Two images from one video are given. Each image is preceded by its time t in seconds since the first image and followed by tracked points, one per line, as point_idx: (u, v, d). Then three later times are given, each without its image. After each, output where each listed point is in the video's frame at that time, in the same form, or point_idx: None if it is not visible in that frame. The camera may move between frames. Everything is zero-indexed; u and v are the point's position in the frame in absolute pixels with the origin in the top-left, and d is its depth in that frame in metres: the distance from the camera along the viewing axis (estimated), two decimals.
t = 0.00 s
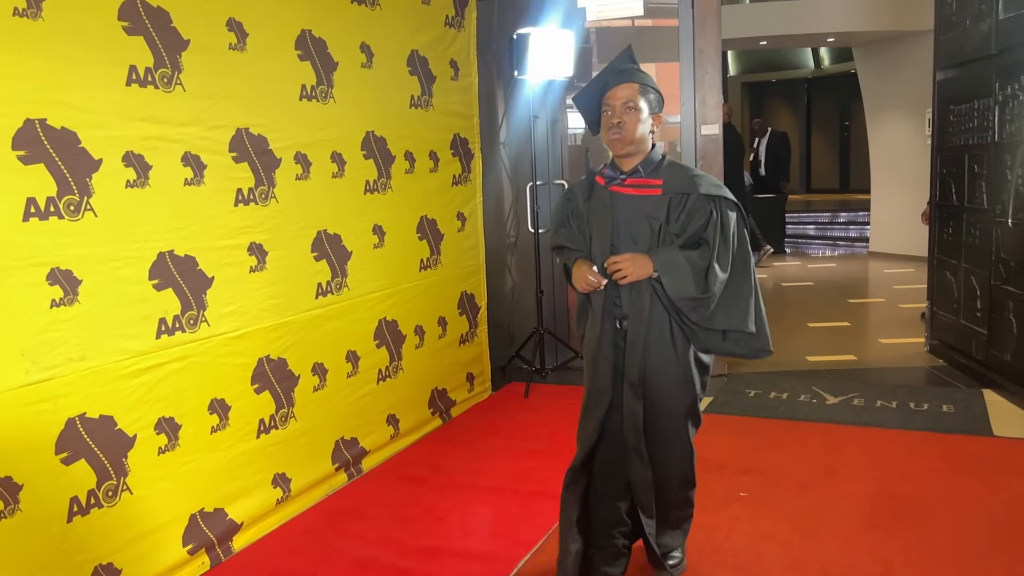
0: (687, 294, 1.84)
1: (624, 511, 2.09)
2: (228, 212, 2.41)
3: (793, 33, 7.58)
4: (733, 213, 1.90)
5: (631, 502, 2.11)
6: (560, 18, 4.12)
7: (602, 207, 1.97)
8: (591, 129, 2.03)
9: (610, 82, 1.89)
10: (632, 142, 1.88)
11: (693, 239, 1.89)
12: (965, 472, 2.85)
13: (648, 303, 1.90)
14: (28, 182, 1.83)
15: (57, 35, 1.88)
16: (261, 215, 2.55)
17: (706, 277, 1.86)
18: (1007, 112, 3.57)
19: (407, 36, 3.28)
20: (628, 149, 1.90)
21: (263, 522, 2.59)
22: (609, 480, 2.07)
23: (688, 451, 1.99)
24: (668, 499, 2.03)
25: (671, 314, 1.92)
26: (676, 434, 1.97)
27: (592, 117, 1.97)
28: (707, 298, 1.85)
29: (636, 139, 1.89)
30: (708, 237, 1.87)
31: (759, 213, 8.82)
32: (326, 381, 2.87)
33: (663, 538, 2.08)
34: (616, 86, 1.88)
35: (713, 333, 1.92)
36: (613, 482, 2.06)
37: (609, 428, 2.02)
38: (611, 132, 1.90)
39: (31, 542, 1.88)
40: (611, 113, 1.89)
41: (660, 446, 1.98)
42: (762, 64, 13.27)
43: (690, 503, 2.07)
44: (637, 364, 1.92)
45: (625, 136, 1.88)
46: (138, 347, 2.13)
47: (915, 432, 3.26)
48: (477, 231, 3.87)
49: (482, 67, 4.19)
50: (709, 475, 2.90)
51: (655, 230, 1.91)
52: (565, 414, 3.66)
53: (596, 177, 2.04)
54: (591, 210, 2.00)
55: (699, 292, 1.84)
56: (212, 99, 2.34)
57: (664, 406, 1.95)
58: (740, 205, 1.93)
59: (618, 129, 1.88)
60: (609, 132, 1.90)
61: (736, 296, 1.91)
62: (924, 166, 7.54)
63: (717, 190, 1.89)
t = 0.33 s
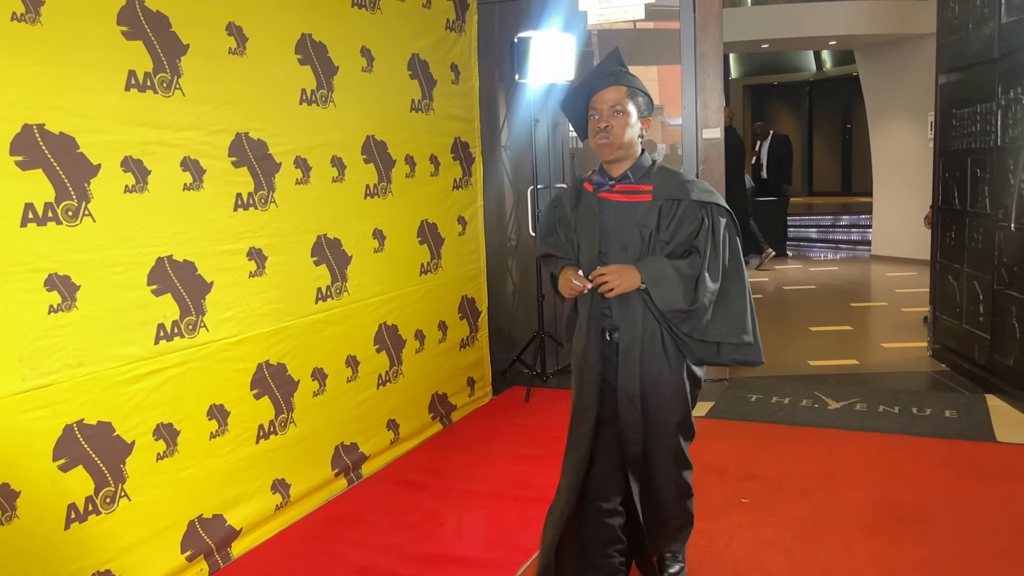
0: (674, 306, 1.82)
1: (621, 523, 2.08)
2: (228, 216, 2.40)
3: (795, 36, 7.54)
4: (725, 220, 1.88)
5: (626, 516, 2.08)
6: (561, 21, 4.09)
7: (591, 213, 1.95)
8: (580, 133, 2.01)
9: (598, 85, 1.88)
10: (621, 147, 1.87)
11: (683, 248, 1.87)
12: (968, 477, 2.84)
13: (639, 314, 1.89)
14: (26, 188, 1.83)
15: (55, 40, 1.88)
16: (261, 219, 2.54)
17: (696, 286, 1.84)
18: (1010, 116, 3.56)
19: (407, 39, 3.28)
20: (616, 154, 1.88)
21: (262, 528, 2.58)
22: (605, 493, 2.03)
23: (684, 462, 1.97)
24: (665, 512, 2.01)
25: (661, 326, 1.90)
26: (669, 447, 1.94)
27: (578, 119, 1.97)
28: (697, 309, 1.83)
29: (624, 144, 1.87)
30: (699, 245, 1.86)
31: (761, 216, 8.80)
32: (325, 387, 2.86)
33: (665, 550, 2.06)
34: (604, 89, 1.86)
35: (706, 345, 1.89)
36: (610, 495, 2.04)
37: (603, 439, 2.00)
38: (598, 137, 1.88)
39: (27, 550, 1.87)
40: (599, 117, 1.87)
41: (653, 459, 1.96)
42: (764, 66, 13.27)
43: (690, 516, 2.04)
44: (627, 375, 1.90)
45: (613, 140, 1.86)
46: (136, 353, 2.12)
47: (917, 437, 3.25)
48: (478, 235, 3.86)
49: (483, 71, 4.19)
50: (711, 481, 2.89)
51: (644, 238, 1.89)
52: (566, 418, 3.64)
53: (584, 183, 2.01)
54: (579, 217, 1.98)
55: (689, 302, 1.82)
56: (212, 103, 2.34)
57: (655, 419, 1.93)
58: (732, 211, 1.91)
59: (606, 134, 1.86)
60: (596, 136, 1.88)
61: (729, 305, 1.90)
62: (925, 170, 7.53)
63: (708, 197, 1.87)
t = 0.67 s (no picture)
0: (663, 314, 1.78)
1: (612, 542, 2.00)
2: (226, 221, 2.39)
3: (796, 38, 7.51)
4: (717, 226, 1.85)
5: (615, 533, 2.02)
6: (561, 25, 4.04)
7: (579, 219, 1.93)
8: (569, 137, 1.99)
9: (585, 85, 1.85)
10: (609, 150, 1.85)
11: (673, 255, 1.84)
12: (969, 483, 2.82)
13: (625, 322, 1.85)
14: (23, 193, 1.81)
15: (53, 45, 1.87)
16: (260, 224, 2.53)
17: (686, 293, 1.81)
18: (1012, 120, 3.54)
19: (407, 42, 3.26)
20: (605, 158, 1.86)
21: (259, 534, 2.56)
22: (592, 508, 1.96)
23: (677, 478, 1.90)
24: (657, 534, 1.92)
25: (649, 334, 1.86)
26: (659, 463, 1.87)
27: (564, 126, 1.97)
28: (686, 317, 1.79)
29: (612, 147, 1.85)
30: (689, 251, 1.83)
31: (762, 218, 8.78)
32: (325, 392, 2.84)
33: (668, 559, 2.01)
34: (591, 90, 1.84)
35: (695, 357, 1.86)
36: (603, 515, 1.98)
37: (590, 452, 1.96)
38: (586, 141, 1.85)
39: (22, 558, 1.86)
40: (586, 120, 1.84)
41: (640, 474, 1.89)
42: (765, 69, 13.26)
43: (686, 536, 1.96)
44: (614, 384, 1.87)
45: (601, 144, 1.84)
46: (133, 358, 2.10)
47: (919, 442, 3.23)
48: (478, 238, 3.85)
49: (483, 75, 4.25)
50: (711, 487, 2.87)
51: (633, 244, 1.86)
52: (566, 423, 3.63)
53: (572, 188, 1.98)
54: (567, 221, 1.96)
55: (677, 310, 1.79)
56: (211, 107, 2.33)
57: (642, 432, 1.87)
58: (724, 217, 1.89)
59: (594, 137, 1.84)
60: (584, 140, 1.85)
61: (719, 314, 1.87)
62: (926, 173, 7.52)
63: (700, 202, 1.84)
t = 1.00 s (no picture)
0: (652, 324, 1.73)
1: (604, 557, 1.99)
2: (223, 225, 2.38)
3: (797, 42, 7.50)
4: (710, 234, 1.80)
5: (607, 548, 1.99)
6: (560, 29, 4.02)
7: (567, 223, 1.87)
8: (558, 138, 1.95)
9: (572, 86, 1.82)
10: (599, 154, 1.81)
11: (664, 264, 1.79)
12: (972, 489, 2.80)
13: (610, 331, 1.79)
14: (16, 197, 1.80)
15: (48, 48, 1.85)
16: (257, 228, 2.51)
17: (677, 303, 1.75)
18: (1014, 124, 3.52)
19: (406, 46, 3.25)
20: (594, 161, 1.82)
21: (256, 541, 2.54)
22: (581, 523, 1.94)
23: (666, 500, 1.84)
24: (642, 553, 1.88)
25: (635, 345, 1.80)
26: (645, 482, 1.82)
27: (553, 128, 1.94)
28: (676, 327, 1.74)
29: (602, 151, 1.81)
30: (679, 260, 1.77)
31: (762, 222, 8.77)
32: (322, 397, 2.83)
33: None
34: (579, 92, 1.80)
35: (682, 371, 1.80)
36: (590, 530, 1.96)
37: (576, 467, 1.92)
38: (575, 144, 1.82)
39: (15, 566, 1.84)
40: (575, 122, 1.81)
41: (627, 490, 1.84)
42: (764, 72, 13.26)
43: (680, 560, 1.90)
44: (594, 397, 1.81)
45: (591, 147, 1.80)
46: (128, 364, 2.08)
47: (921, 448, 3.21)
48: (477, 242, 3.84)
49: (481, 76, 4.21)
50: (712, 493, 2.85)
51: (622, 251, 1.81)
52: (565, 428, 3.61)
53: (560, 192, 1.93)
54: (554, 226, 1.91)
55: (669, 320, 1.74)
56: (207, 111, 2.31)
57: (627, 449, 1.82)
58: (718, 225, 1.83)
59: (583, 140, 1.80)
60: (573, 143, 1.82)
61: (709, 327, 1.81)
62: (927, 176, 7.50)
63: (693, 209, 1.79)
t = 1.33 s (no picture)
0: (646, 337, 1.67)
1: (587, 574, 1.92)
2: (219, 229, 2.36)
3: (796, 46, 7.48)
4: (702, 243, 1.75)
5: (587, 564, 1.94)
6: (558, 32, 4.04)
7: (556, 228, 1.83)
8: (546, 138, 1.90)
9: (561, 86, 1.77)
10: (589, 157, 1.76)
11: (655, 274, 1.73)
12: (973, 496, 2.78)
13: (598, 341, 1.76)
14: (8, 202, 1.77)
15: (41, 51, 1.83)
16: (253, 232, 2.49)
17: (670, 315, 1.70)
18: (1014, 128, 3.51)
19: (404, 49, 3.23)
20: (584, 165, 1.77)
21: (251, 548, 2.52)
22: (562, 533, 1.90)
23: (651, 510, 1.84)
24: (627, 568, 1.85)
25: (625, 358, 1.77)
26: (631, 495, 1.80)
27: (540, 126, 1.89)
28: (671, 340, 1.68)
29: (592, 154, 1.77)
30: (672, 269, 1.72)
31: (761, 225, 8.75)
32: (319, 402, 2.81)
33: None
34: (569, 93, 1.75)
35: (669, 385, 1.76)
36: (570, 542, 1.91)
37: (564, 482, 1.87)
38: (565, 146, 1.77)
39: None
40: (565, 124, 1.76)
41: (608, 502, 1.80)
42: (764, 75, 13.25)
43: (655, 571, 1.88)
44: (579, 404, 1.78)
45: (581, 150, 1.76)
46: (122, 370, 2.06)
47: (922, 454, 3.19)
48: (476, 246, 3.82)
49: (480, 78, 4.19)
50: (711, 500, 2.83)
51: (613, 259, 1.76)
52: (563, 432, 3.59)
53: (548, 194, 1.88)
54: (542, 230, 1.86)
55: (663, 334, 1.68)
56: (203, 115, 2.29)
57: (615, 463, 1.79)
58: (710, 234, 1.79)
59: (573, 143, 1.75)
60: (563, 145, 1.77)
61: (700, 338, 1.76)
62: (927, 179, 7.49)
63: (686, 218, 1.74)
